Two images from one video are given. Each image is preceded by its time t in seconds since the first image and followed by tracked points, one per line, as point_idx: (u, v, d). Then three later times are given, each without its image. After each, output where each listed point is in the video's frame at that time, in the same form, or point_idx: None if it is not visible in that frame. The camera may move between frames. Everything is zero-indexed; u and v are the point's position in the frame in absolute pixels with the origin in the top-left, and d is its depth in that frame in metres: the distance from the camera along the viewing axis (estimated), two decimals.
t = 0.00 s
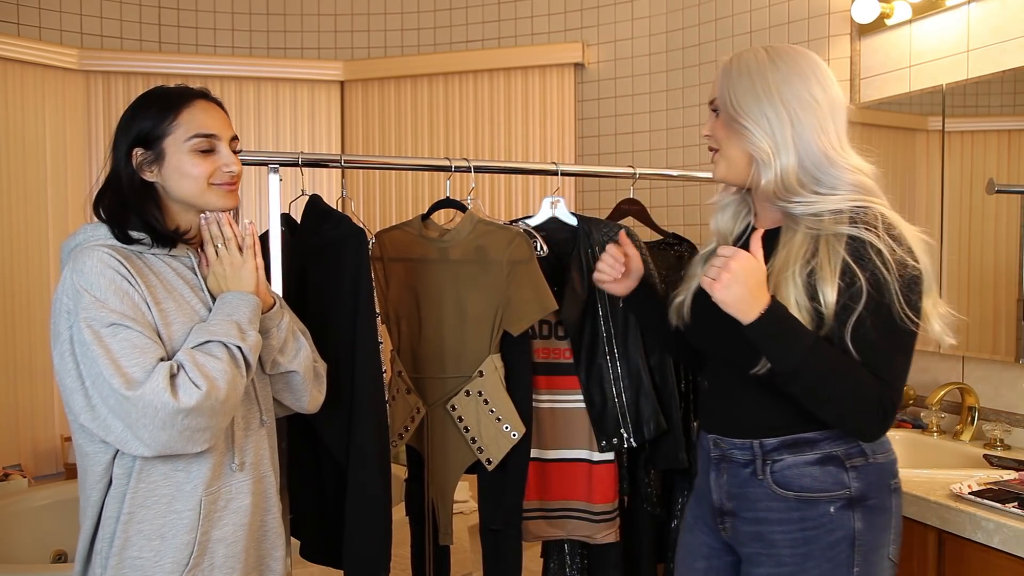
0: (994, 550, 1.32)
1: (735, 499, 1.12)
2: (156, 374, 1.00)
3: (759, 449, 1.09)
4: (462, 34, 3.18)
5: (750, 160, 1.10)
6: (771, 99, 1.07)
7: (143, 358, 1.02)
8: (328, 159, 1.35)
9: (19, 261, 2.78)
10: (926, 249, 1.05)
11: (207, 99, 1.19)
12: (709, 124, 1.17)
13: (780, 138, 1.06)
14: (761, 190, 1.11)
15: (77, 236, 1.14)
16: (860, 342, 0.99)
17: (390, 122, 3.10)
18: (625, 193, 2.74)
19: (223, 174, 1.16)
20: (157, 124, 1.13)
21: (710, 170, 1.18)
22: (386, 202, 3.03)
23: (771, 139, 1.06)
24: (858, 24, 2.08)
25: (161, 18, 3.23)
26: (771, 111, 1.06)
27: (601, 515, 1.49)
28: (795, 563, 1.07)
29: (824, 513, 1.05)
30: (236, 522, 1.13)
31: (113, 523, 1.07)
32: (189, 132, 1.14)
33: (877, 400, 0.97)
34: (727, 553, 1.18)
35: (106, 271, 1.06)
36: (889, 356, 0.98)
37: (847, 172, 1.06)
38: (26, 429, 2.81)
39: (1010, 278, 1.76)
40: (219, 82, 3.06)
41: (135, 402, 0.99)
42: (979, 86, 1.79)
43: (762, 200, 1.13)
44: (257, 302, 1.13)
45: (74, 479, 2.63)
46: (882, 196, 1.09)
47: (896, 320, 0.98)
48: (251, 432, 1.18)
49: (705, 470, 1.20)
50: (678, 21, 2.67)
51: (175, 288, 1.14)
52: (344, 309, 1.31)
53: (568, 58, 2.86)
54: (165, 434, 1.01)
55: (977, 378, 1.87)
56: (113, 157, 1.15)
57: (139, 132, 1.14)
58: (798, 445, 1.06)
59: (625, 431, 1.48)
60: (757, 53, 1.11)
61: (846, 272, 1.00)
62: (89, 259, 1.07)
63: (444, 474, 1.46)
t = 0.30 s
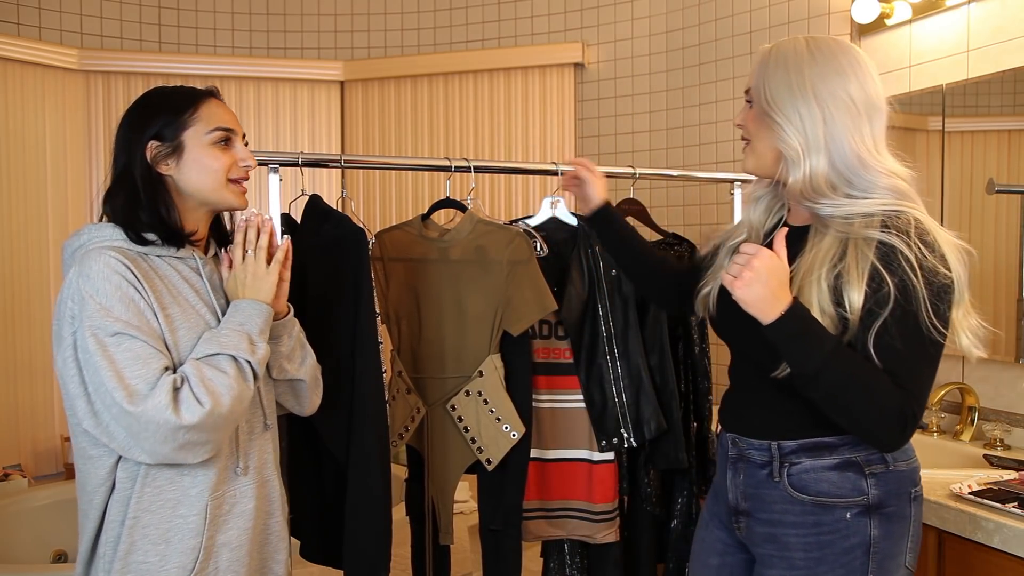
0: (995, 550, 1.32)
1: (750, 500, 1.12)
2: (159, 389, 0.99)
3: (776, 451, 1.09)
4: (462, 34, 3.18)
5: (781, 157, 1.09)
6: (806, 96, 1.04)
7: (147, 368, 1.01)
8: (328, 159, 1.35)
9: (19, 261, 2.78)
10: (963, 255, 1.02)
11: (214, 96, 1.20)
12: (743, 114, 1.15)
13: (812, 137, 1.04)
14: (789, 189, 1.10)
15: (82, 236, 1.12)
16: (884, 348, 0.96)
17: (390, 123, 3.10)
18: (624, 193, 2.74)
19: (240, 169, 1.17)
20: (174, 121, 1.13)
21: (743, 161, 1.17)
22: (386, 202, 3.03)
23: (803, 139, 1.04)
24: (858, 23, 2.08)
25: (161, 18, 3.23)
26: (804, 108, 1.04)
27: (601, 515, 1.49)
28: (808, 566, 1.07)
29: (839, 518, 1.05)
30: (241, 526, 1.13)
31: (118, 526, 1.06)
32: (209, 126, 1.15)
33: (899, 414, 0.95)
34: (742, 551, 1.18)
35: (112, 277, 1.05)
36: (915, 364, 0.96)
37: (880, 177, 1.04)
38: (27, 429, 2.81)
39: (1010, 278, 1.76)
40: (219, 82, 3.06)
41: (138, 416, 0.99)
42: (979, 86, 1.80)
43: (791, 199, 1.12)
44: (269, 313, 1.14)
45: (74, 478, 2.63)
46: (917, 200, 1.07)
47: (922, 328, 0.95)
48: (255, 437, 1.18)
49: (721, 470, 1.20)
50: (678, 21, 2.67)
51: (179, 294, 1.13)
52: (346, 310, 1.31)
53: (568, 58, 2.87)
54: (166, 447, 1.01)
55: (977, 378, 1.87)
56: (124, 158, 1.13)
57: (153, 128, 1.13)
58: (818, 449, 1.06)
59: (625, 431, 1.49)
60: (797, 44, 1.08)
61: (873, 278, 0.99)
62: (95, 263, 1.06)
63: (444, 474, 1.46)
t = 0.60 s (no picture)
0: (994, 550, 1.32)
1: (746, 501, 1.12)
2: (194, 405, 0.97)
3: (773, 453, 1.09)
4: (462, 34, 3.18)
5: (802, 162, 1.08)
6: (826, 99, 1.03)
7: (180, 382, 0.98)
8: (327, 159, 1.35)
9: (19, 261, 2.78)
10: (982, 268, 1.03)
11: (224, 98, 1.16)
12: (762, 118, 1.14)
13: (834, 141, 1.03)
14: (811, 198, 1.09)
15: (92, 234, 1.03)
16: (906, 365, 0.97)
17: (390, 123, 3.10)
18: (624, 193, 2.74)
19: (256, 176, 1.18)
20: (206, 121, 1.09)
21: (763, 167, 1.16)
22: (386, 202, 3.03)
23: (825, 144, 1.04)
24: (858, 23, 2.08)
25: (161, 18, 3.23)
26: (827, 111, 1.03)
27: (601, 515, 1.49)
28: (805, 567, 1.07)
29: (836, 518, 1.05)
30: (255, 521, 1.13)
31: (142, 530, 1.04)
32: (240, 133, 1.13)
33: (921, 432, 0.95)
34: (738, 551, 1.18)
35: (140, 284, 1.00)
36: (933, 382, 0.96)
37: (903, 183, 1.03)
38: (26, 429, 2.81)
39: (1010, 278, 1.77)
40: (219, 82, 3.06)
41: (172, 432, 0.96)
42: (979, 86, 1.80)
43: (811, 207, 1.12)
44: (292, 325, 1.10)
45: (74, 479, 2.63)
46: (938, 208, 1.07)
47: (945, 346, 0.96)
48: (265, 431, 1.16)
49: (717, 470, 1.20)
50: (678, 21, 2.67)
51: (198, 298, 1.09)
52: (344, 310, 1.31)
53: (568, 58, 2.87)
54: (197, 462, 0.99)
55: (977, 378, 1.87)
56: (161, 158, 1.05)
57: (189, 126, 1.07)
58: (816, 450, 1.06)
59: (625, 430, 1.49)
60: (816, 44, 1.07)
61: (899, 294, 0.99)
62: (122, 267, 1.00)
63: (444, 474, 1.46)
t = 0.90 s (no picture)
0: (994, 550, 1.32)
1: (745, 503, 1.12)
2: (222, 437, 0.95)
3: (773, 454, 1.08)
4: (462, 34, 3.18)
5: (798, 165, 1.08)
6: (822, 102, 1.03)
7: (211, 410, 0.96)
8: (327, 158, 1.35)
9: (20, 261, 2.78)
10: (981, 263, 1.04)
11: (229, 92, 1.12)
12: (759, 122, 1.14)
13: (830, 144, 1.03)
14: (808, 202, 1.09)
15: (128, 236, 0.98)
16: (913, 363, 0.97)
17: (390, 123, 3.10)
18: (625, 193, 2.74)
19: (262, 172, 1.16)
20: (221, 119, 1.06)
21: (760, 171, 1.17)
22: (386, 202, 3.03)
23: (821, 147, 1.04)
24: (858, 23, 2.08)
25: (161, 18, 3.23)
26: (822, 114, 1.03)
27: (600, 515, 1.49)
28: (805, 568, 1.07)
29: (836, 519, 1.05)
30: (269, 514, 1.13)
31: (167, 535, 1.02)
32: (246, 130, 1.11)
33: (932, 430, 0.96)
34: (736, 553, 1.18)
35: (185, 300, 0.97)
36: (938, 377, 0.97)
37: (900, 185, 1.03)
38: (27, 429, 2.81)
39: (1010, 278, 1.77)
40: (219, 82, 3.06)
41: (196, 462, 0.94)
42: (979, 86, 1.80)
43: (808, 210, 1.12)
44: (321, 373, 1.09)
45: (74, 479, 2.62)
46: (935, 207, 1.07)
47: (950, 342, 0.97)
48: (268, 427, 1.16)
49: (714, 472, 1.19)
50: (678, 21, 2.67)
51: (227, 313, 1.06)
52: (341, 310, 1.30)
53: (568, 58, 2.87)
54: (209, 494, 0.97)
55: (976, 378, 1.87)
56: (184, 161, 1.00)
57: (207, 125, 1.03)
58: (815, 451, 1.06)
59: (625, 430, 1.49)
60: (811, 45, 1.06)
61: (905, 292, 0.99)
62: (167, 279, 0.97)
63: (444, 475, 1.46)
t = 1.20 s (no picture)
0: (994, 550, 1.31)
1: (741, 502, 1.12)
2: (227, 451, 0.96)
3: (767, 454, 1.08)
4: (462, 35, 3.18)
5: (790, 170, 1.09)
6: (813, 107, 1.03)
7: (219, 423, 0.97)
8: (327, 158, 1.35)
9: (20, 261, 2.78)
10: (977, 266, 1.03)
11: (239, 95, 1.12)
12: (755, 126, 1.14)
13: (821, 150, 1.04)
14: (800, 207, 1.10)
15: (142, 244, 0.99)
16: (902, 366, 0.97)
17: (390, 123, 3.10)
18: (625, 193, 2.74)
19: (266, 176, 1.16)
20: (228, 125, 1.05)
21: (756, 174, 1.17)
22: (387, 202, 3.03)
23: (812, 153, 1.04)
24: (858, 23, 2.08)
25: (161, 18, 3.23)
26: (813, 119, 1.03)
27: (600, 515, 1.49)
28: (800, 567, 1.07)
29: (830, 519, 1.05)
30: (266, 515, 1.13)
31: (168, 538, 1.03)
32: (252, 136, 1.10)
33: (919, 434, 0.96)
34: (733, 551, 1.18)
35: (199, 311, 0.98)
36: (928, 380, 0.97)
37: (892, 189, 1.03)
38: (27, 429, 2.81)
39: (1010, 278, 1.77)
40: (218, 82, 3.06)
41: (201, 477, 0.94)
42: (979, 86, 1.79)
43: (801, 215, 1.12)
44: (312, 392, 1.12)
45: (73, 479, 2.62)
46: (931, 208, 1.06)
47: (939, 347, 0.97)
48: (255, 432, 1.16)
49: (711, 471, 1.20)
50: (678, 21, 2.67)
51: (231, 321, 1.08)
52: (351, 312, 1.30)
53: (568, 58, 2.87)
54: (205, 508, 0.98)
55: (976, 378, 1.87)
56: (189, 166, 1.00)
57: (214, 130, 1.03)
58: (808, 451, 1.06)
59: (625, 430, 1.48)
60: (802, 49, 1.07)
61: (894, 295, 0.99)
62: (183, 290, 0.98)
63: (444, 475, 1.46)
